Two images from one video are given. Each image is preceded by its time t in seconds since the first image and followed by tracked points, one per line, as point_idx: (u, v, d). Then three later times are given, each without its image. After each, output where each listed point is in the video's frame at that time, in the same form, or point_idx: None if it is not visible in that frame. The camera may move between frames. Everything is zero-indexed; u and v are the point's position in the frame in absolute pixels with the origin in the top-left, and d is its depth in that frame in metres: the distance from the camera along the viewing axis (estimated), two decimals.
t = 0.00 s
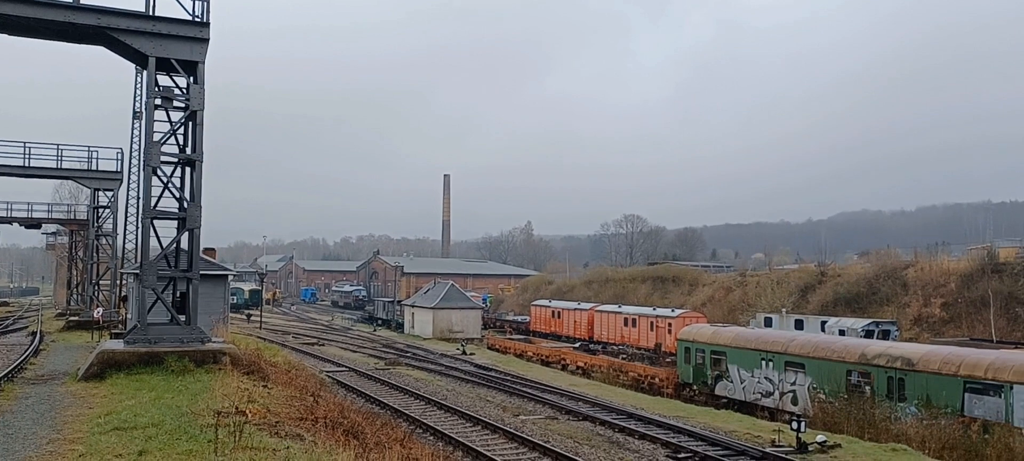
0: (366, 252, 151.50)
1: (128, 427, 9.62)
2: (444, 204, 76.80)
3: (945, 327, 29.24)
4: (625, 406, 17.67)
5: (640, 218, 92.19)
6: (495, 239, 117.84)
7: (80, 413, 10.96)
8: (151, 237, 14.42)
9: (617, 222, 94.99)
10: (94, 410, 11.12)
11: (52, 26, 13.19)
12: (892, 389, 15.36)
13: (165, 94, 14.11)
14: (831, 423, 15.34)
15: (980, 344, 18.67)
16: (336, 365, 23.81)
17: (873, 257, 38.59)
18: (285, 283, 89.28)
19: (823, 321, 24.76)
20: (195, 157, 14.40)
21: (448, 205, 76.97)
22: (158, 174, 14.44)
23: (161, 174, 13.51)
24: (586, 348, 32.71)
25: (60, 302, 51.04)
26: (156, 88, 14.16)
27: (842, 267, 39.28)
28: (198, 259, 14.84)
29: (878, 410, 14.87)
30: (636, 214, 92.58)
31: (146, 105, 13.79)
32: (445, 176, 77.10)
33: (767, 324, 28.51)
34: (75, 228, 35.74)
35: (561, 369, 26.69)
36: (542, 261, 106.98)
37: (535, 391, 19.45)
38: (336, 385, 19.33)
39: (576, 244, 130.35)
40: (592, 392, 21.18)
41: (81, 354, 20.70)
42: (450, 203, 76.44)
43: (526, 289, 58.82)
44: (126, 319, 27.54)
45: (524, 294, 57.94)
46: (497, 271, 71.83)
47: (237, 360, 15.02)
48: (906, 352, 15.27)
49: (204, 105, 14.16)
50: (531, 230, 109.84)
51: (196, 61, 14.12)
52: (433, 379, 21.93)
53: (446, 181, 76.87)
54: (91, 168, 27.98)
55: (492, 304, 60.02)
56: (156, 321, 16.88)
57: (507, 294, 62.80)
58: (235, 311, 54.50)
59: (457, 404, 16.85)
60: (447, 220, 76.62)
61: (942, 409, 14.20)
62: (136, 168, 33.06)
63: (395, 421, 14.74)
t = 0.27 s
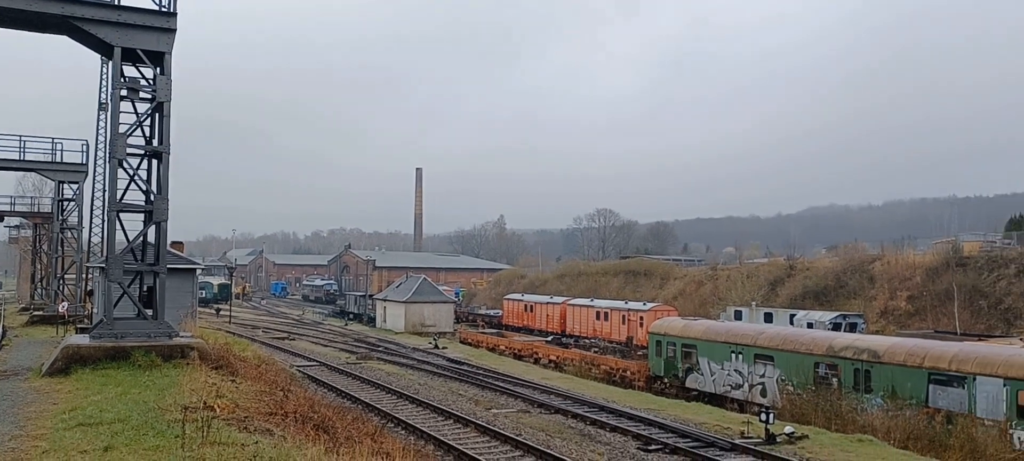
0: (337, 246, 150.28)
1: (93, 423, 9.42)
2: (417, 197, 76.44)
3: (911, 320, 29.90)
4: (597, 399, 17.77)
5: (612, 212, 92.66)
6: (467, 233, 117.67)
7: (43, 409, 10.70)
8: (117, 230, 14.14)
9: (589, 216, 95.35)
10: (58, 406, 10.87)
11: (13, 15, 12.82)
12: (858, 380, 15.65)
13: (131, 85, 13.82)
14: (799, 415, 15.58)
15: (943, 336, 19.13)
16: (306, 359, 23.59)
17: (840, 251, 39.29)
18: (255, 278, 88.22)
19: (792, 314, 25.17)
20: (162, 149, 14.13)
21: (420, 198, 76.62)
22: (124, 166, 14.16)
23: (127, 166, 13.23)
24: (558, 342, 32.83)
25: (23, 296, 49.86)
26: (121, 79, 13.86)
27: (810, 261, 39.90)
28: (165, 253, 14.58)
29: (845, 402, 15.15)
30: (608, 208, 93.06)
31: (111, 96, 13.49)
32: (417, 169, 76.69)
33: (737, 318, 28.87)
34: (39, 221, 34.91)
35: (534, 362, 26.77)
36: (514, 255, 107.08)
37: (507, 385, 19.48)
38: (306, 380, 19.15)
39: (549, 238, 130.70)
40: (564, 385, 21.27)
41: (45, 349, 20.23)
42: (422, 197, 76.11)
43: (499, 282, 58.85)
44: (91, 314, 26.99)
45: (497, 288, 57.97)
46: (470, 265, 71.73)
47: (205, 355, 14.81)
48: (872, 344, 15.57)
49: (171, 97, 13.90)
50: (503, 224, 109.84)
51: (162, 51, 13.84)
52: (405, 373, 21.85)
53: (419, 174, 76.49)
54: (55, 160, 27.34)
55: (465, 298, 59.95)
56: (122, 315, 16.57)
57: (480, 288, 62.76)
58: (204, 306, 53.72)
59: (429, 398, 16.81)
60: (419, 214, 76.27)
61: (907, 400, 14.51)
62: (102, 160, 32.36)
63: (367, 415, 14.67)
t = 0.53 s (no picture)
0: (310, 238, 148.97)
1: (59, 417, 9.24)
2: (391, 189, 76.01)
3: (879, 312, 30.47)
4: (571, 391, 17.85)
5: (587, 204, 92.96)
6: (442, 225, 117.32)
7: (7, 403, 10.46)
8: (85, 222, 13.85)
9: (564, 208, 95.54)
10: (24, 400, 10.63)
11: None
12: (828, 371, 15.90)
13: (99, 74, 13.51)
14: (769, 405, 15.78)
15: (910, 327, 19.51)
16: (278, 352, 23.37)
17: (811, 243, 39.84)
18: (226, 270, 87.13)
19: (763, 305, 25.49)
20: (131, 139, 13.86)
21: (395, 190, 76.20)
22: (92, 157, 13.86)
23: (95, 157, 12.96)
24: (533, 334, 32.93)
25: None
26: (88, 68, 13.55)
27: (782, 253, 40.43)
28: (134, 244, 14.33)
29: (815, 392, 15.38)
30: (582, 200, 93.31)
31: (78, 85, 13.19)
32: (391, 161, 76.22)
33: (710, 309, 29.18)
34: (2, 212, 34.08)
35: (508, 354, 26.82)
36: (489, 247, 107.04)
37: (481, 377, 19.48)
38: (278, 373, 18.98)
39: (523, 230, 130.81)
40: (538, 377, 21.34)
41: (10, 342, 19.77)
42: (396, 188, 75.72)
43: (473, 275, 58.80)
44: (58, 307, 26.45)
45: (471, 280, 57.94)
46: (444, 257, 71.57)
47: (175, 348, 14.59)
48: (842, 335, 15.82)
49: (140, 86, 13.62)
50: (478, 216, 109.74)
51: (130, 40, 13.55)
52: (378, 366, 21.75)
53: (393, 166, 76.03)
54: (21, 149, 26.70)
55: (439, 291, 59.84)
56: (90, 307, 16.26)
57: (454, 280, 62.65)
58: (174, 298, 52.96)
59: (402, 390, 16.76)
60: (393, 206, 75.87)
61: (874, 390, 14.78)
62: (68, 150, 31.66)
63: (340, 408, 14.58)
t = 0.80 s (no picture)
0: (283, 229, 147.52)
1: (25, 410, 9.05)
2: (365, 180, 75.51)
3: (849, 303, 30.98)
4: (546, 382, 17.92)
5: (562, 196, 93.17)
6: (417, 217, 116.87)
7: None
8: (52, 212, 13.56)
9: (539, 200, 95.67)
10: None
11: None
12: (799, 361, 16.13)
13: (66, 61, 13.21)
14: (742, 395, 15.96)
15: (878, 318, 19.87)
16: (251, 344, 23.14)
17: (784, 235, 40.31)
18: (198, 261, 85.99)
19: (736, 296, 25.78)
20: (100, 128, 13.59)
21: (369, 181, 75.71)
22: (59, 146, 13.56)
23: (62, 146, 12.68)
24: (508, 325, 32.99)
25: None
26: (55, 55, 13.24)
27: (755, 245, 40.89)
28: (103, 234, 14.06)
29: (786, 382, 15.59)
30: (558, 192, 93.49)
31: (44, 72, 12.88)
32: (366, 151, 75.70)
33: (684, 300, 29.46)
34: None
35: (483, 346, 26.85)
36: (464, 239, 106.92)
37: (455, 369, 19.47)
38: (251, 365, 18.79)
39: (499, 221, 130.80)
40: (513, 368, 21.39)
41: None
42: (371, 179, 75.24)
43: (448, 266, 58.70)
44: (24, 298, 25.91)
45: (446, 271, 57.85)
46: (419, 249, 71.34)
47: (145, 339, 14.37)
48: (813, 326, 16.05)
49: (109, 75, 13.35)
50: (453, 207, 109.50)
51: (99, 27, 13.26)
52: (352, 357, 21.64)
53: (368, 156, 75.51)
54: None
55: (414, 282, 59.68)
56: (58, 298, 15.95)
57: (429, 272, 62.49)
58: (144, 290, 52.17)
59: (376, 382, 16.70)
60: (368, 197, 75.42)
61: (844, 380, 15.04)
62: (34, 138, 30.96)
63: (313, 400, 14.48)
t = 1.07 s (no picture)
0: (257, 217, 145.88)
1: None
2: (340, 168, 74.87)
3: (822, 290, 31.45)
4: (521, 370, 17.98)
5: (538, 184, 93.19)
6: (393, 205, 116.24)
7: None
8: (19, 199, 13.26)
9: (516, 189, 95.59)
10: None
11: None
12: (772, 349, 16.36)
13: (32, 45, 12.89)
14: (715, 383, 16.15)
15: (849, 306, 20.19)
16: (224, 333, 22.90)
17: (757, 224, 40.76)
18: (170, 249, 84.76)
19: (710, 284, 26.03)
20: (68, 114, 13.30)
21: (344, 169, 75.07)
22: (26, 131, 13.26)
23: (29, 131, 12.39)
24: (484, 314, 33.00)
25: None
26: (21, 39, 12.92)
27: (729, 233, 41.27)
28: (73, 222, 13.79)
29: (759, 369, 15.80)
30: (534, 181, 93.49)
31: (10, 56, 12.56)
32: (341, 139, 75.00)
33: (659, 289, 29.68)
34: None
35: (459, 334, 26.86)
36: (441, 227, 106.61)
37: (431, 357, 19.45)
38: (224, 354, 18.61)
39: (475, 210, 130.56)
40: (489, 356, 21.43)
41: None
42: (346, 167, 74.62)
43: (424, 255, 58.51)
44: None
45: (422, 260, 57.67)
46: (395, 237, 71.00)
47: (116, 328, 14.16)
48: (785, 314, 16.27)
49: (77, 60, 13.06)
50: (429, 196, 109.05)
51: (67, 11, 12.96)
52: (327, 346, 21.52)
53: (343, 144, 74.85)
54: None
55: (390, 271, 59.42)
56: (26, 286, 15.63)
57: (405, 260, 62.24)
58: (114, 278, 51.31)
59: (352, 371, 16.63)
60: (343, 185, 74.82)
61: (816, 367, 15.28)
62: None
63: (287, 388, 14.39)
